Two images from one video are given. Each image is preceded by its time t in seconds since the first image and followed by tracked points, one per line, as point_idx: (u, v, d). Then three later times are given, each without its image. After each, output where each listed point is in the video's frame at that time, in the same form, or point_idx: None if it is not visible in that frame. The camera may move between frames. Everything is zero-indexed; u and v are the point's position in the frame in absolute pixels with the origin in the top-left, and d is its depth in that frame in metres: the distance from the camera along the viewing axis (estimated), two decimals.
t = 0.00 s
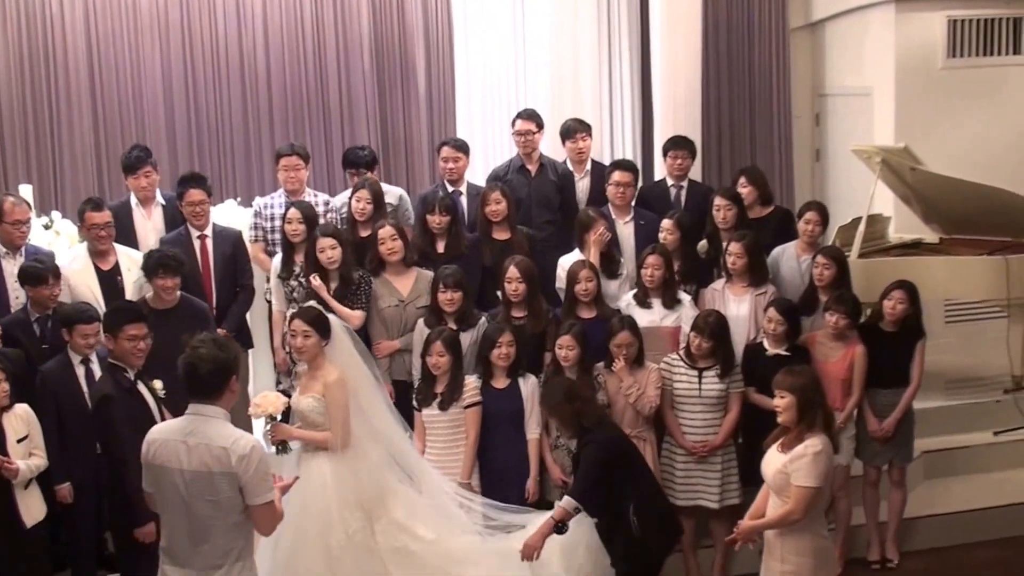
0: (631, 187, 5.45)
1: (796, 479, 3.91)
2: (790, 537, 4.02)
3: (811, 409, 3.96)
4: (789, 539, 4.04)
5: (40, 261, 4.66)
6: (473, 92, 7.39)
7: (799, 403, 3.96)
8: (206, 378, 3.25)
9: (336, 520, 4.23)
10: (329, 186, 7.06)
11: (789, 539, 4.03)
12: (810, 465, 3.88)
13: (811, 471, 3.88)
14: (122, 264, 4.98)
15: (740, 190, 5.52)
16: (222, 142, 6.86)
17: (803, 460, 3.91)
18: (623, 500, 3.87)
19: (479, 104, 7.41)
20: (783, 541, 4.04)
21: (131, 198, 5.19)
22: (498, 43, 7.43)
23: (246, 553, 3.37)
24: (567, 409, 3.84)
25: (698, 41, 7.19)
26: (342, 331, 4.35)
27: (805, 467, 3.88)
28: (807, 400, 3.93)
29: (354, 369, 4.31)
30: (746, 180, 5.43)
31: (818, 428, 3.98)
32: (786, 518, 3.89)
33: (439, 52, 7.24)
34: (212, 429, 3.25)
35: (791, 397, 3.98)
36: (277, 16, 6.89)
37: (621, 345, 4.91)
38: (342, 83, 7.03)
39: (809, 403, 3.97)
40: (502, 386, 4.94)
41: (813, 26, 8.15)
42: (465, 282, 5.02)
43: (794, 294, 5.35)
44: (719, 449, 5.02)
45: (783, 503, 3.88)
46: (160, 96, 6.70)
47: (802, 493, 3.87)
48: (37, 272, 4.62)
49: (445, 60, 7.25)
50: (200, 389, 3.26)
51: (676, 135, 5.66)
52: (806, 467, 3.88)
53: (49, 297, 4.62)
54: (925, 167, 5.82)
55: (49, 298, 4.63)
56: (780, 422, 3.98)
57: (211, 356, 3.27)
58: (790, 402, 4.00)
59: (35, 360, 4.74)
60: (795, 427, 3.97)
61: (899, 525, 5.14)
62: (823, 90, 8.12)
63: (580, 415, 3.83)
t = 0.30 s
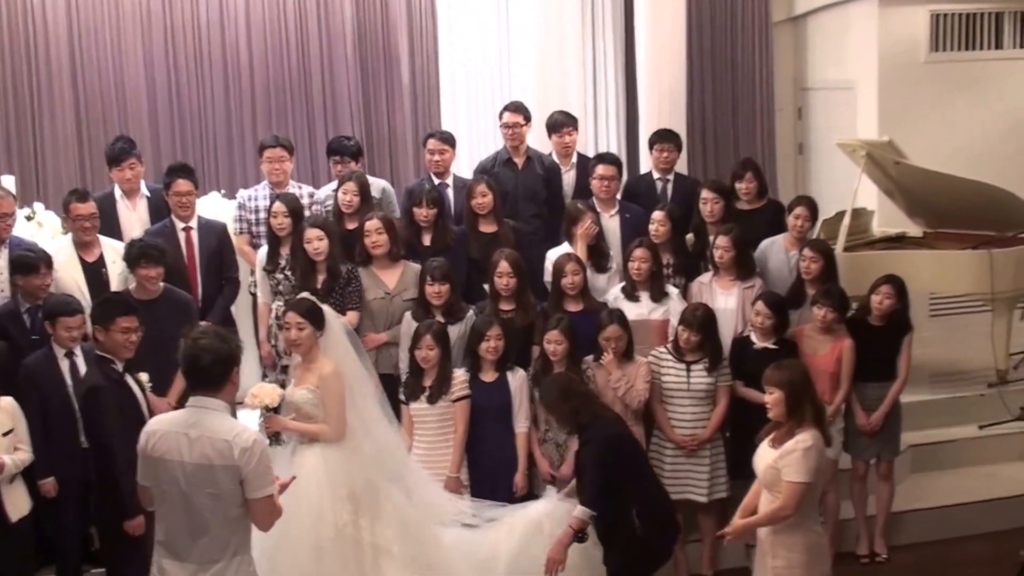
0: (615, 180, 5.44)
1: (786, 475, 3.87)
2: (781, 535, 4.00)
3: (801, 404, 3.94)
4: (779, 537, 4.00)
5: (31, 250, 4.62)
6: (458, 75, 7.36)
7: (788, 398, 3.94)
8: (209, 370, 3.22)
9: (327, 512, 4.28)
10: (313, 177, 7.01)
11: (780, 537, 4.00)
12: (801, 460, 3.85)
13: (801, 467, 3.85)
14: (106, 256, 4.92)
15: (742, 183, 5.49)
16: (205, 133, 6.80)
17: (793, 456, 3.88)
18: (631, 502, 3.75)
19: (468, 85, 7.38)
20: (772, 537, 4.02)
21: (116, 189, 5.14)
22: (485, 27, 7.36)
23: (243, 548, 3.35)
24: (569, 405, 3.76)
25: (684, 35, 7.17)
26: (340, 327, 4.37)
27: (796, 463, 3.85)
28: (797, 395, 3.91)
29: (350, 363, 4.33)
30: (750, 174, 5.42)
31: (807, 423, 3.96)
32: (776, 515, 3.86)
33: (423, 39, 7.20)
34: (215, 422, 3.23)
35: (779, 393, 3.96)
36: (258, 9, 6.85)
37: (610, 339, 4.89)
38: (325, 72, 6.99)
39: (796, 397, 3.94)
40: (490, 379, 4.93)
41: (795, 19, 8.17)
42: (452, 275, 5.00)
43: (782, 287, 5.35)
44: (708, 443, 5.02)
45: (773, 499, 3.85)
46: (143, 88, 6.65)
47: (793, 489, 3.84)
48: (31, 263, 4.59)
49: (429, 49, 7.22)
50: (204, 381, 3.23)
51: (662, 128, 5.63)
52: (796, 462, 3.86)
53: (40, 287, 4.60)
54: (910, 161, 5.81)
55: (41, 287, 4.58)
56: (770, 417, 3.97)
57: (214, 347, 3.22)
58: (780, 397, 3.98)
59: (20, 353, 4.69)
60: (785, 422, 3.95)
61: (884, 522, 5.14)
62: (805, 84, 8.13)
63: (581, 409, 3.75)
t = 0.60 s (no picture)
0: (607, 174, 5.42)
1: (795, 468, 3.90)
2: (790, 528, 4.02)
3: (800, 397, 3.95)
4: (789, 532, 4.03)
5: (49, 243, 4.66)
6: (451, 73, 7.26)
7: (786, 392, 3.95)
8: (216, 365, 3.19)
9: (320, 505, 4.24)
10: (304, 173, 6.94)
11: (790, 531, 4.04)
12: (809, 453, 3.88)
13: (808, 459, 3.88)
14: (98, 248, 4.90)
15: (749, 180, 5.53)
16: (195, 129, 6.74)
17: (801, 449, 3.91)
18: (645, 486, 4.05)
19: (462, 86, 7.29)
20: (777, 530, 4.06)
21: (108, 181, 5.10)
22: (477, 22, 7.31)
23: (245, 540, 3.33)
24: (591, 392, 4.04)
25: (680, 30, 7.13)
26: (343, 323, 4.41)
27: (804, 455, 3.88)
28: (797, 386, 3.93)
29: (350, 356, 4.34)
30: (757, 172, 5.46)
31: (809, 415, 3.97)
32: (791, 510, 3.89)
33: (415, 35, 7.11)
34: (219, 415, 3.20)
35: (778, 387, 3.96)
36: None
37: (606, 333, 4.89)
38: (316, 68, 6.91)
39: (796, 391, 3.94)
40: (486, 373, 4.91)
41: (785, 14, 8.15)
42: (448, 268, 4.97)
43: (777, 282, 5.33)
44: (704, 437, 5.02)
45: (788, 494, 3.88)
46: (133, 78, 6.60)
47: (804, 482, 3.87)
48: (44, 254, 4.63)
49: (421, 45, 7.13)
50: (209, 374, 3.21)
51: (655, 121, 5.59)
52: (804, 454, 3.89)
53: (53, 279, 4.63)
54: (902, 155, 5.81)
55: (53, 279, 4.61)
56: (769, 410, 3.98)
57: (221, 346, 3.22)
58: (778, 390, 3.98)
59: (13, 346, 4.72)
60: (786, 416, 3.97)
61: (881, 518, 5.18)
62: (795, 78, 8.13)
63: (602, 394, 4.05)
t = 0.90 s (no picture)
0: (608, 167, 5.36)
1: (821, 457, 4.09)
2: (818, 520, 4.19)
3: (819, 389, 4.14)
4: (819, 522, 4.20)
5: (53, 230, 4.61)
6: (452, 68, 7.24)
7: (804, 382, 4.14)
8: (232, 356, 3.13)
9: (327, 501, 4.17)
10: (301, 166, 6.89)
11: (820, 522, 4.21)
12: (832, 442, 4.07)
13: (833, 448, 4.07)
14: (99, 240, 4.89)
15: (757, 173, 5.52)
16: (192, 122, 6.68)
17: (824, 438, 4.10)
18: (652, 475, 4.16)
19: (462, 86, 7.26)
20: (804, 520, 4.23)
21: (108, 172, 5.07)
22: (477, 15, 7.28)
23: (252, 535, 3.27)
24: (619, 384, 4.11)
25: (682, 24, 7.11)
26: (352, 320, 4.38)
27: (828, 443, 4.07)
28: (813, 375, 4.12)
29: (356, 348, 4.29)
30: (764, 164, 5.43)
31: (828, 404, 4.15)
32: (827, 497, 4.08)
33: (414, 29, 7.08)
34: (231, 407, 3.15)
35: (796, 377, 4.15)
36: None
37: (610, 327, 4.86)
38: (314, 61, 6.87)
39: (812, 382, 4.14)
40: (489, 367, 4.88)
41: (783, 8, 8.15)
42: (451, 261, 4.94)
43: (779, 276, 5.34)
44: (708, 431, 5.01)
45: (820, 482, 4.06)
46: (130, 71, 6.53)
47: (832, 469, 4.06)
48: (50, 239, 4.58)
49: (420, 38, 7.10)
50: (224, 365, 3.15)
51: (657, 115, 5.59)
52: (829, 443, 4.08)
53: (55, 265, 4.59)
54: (902, 149, 5.80)
55: (54, 267, 4.57)
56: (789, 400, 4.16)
57: (242, 335, 3.14)
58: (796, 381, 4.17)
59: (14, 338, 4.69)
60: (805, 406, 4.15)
61: (883, 513, 5.17)
62: (793, 72, 8.12)
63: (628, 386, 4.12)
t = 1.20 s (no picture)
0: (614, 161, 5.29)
1: (846, 447, 4.37)
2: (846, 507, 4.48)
3: (842, 381, 4.39)
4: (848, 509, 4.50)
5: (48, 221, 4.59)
6: (454, 60, 7.20)
7: (828, 373, 4.39)
8: (245, 347, 3.08)
9: (338, 497, 4.14)
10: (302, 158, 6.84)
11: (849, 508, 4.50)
12: (857, 432, 4.34)
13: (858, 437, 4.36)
14: (103, 231, 4.87)
15: (757, 164, 5.51)
16: (192, 114, 6.62)
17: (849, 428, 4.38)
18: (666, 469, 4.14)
19: (460, 73, 7.21)
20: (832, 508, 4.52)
21: (113, 163, 5.05)
22: (478, 7, 7.24)
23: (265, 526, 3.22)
24: (627, 373, 4.10)
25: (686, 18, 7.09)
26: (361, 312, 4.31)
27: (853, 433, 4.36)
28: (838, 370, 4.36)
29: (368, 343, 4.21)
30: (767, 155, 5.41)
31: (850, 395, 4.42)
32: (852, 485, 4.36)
33: (416, 21, 7.03)
34: (243, 400, 3.09)
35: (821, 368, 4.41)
36: None
37: (620, 322, 4.87)
38: (315, 53, 6.82)
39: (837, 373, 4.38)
40: (498, 361, 4.86)
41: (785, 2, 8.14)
42: (458, 254, 4.92)
43: (785, 269, 5.33)
44: (716, 426, 5.00)
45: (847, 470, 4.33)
46: (131, 60, 6.47)
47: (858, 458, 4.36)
48: (46, 230, 4.57)
49: (422, 30, 7.05)
50: (238, 356, 3.10)
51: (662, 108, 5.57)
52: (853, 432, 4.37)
53: (53, 255, 4.56)
54: (907, 143, 5.78)
55: (52, 258, 4.54)
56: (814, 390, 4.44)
57: (255, 325, 3.10)
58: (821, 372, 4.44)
59: (17, 330, 4.64)
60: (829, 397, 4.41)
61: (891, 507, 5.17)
62: (794, 66, 8.13)
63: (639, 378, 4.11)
